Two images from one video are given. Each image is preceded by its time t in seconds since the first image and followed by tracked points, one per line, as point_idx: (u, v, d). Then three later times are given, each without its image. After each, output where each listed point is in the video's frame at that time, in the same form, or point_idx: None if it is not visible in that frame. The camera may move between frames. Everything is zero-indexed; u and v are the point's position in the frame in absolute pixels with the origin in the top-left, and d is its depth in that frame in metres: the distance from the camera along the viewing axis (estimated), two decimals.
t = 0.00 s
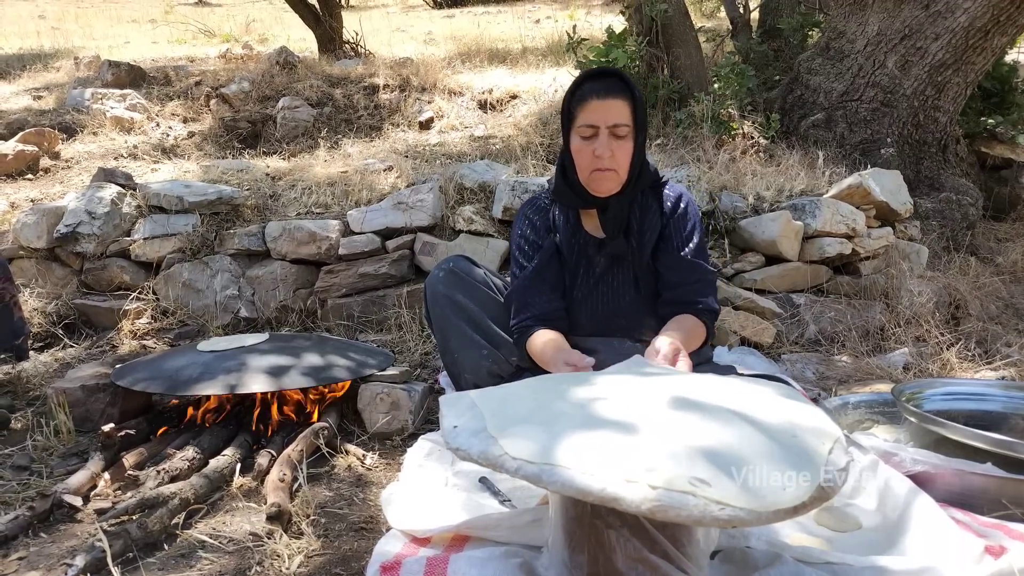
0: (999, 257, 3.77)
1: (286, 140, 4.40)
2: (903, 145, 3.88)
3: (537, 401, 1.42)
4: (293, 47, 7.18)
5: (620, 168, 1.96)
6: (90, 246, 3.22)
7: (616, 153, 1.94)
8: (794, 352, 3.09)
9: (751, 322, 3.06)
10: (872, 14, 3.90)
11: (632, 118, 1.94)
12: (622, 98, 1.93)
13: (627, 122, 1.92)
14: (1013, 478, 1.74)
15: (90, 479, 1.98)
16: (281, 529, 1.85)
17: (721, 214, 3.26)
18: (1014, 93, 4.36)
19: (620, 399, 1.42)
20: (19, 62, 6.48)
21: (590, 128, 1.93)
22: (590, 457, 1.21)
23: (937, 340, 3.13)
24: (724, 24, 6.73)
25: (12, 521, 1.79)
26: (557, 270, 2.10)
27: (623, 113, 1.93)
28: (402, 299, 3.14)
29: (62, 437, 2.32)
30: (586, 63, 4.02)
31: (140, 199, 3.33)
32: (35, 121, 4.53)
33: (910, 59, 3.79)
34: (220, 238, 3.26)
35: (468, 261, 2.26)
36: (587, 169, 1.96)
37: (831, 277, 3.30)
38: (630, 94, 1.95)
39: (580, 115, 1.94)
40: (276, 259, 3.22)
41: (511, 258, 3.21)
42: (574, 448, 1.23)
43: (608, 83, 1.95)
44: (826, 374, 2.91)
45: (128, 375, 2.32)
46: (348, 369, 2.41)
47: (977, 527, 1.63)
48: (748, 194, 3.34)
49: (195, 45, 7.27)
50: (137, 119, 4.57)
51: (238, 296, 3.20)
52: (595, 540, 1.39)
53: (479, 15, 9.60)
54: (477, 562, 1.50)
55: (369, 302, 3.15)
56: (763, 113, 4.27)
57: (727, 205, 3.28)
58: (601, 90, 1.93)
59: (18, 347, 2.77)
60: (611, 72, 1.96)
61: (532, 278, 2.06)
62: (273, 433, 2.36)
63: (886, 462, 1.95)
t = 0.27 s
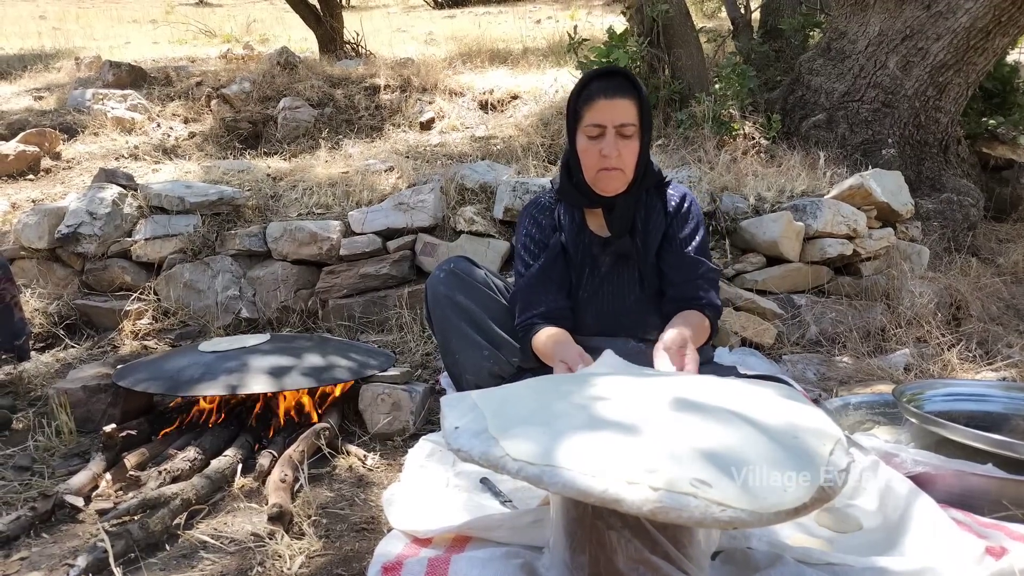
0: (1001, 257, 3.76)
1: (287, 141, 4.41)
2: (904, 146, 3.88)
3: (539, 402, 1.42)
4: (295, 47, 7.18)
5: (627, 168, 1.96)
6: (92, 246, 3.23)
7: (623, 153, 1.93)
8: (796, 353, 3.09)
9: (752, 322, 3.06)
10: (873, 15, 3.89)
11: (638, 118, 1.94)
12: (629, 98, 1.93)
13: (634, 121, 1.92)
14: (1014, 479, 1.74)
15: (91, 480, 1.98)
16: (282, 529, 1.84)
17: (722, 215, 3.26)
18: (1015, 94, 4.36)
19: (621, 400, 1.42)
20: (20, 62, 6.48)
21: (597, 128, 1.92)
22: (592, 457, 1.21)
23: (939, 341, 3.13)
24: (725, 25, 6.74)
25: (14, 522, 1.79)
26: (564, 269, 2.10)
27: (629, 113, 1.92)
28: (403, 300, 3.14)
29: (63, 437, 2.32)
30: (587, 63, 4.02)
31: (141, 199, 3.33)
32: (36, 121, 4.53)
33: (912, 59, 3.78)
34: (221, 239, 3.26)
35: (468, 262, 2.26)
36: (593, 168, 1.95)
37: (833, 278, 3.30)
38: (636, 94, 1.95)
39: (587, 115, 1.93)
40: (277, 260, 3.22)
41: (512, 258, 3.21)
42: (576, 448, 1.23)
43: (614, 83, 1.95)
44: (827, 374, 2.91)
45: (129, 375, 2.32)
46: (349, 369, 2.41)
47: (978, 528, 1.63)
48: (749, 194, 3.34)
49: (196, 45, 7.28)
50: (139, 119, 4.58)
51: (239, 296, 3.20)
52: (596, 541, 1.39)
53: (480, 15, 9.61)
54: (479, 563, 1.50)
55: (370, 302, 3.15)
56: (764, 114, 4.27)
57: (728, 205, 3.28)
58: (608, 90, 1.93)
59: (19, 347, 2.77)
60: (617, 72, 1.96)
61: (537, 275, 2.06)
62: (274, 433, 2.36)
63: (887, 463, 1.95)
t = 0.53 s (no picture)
0: (1002, 257, 3.76)
1: (288, 141, 4.41)
2: (905, 146, 3.88)
3: (539, 402, 1.42)
4: (295, 48, 7.18)
5: (625, 169, 1.96)
6: (93, 247, 3.23)
7: (620, 154, 1.93)
8: (797, 353, 3.09)
9: (753, 323, 3.06)
10: (874, 15, 3.89)
11: (636, 119, 1.94)
12: (626, 99, 1.93)
13: (631, 123, 1.92)
14: (1016, 479, 1.73)
15: (93, 480, 1.98)
16: (284, 530, 1.85)
17: (723, 216, 3.26)
18: (1016, 94, 4.36)
19: (623, 400, 1.42)
20: (21, 63, 6.49)
21: (594, 129, 1.92)
22: (594, 457, 1.21)
23: (940, 341, 3.12)
24: (726, 25, 6.74)
25: (16, 522, 1.79)
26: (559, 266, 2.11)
27: (627, 114, 1.92)
28: (404, 300, 3.14)
29: (65, 437, 2.33)
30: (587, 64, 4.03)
31: (142, 200, 3.33)
32: (38, 122, 4.53)
33: (913, 59, 3.78)
34: (222, 239, 3.26)
35: (467, 265, 2.26)
36: (591, 169, 1.95)
37: (834, 278, 3.30)
38: (634, 95, 1.95)
39: (584, 116, 1.94)
40: (279, 260, 3.22)
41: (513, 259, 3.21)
42: (578, 448, 1.23)
43: (612, 84, 1.95)
44: (828, 375, 2.90)
45: (131, 376, 2.32)
46: (350, 370, 2.41)
47: (981, 528, 1.63)
48: (750, 195, 3.34)
49: (197, 46, 7.28)
50: (140, 120, 4.58)
51: (240, 297, 3.20)
52: (598, 541, 1.39)
53: (481, 15, 9.61)
54: (481, 563, 1.50)
55: (371, 303, 3.15)
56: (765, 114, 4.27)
57: (729, 206, 3.28)
58: (605, 91, 1.93)
59: (21, 348, 2.77)
60: (615, 73, 1.96)
61: (535, 273, 2.08)
62: (276, 434, 2.36)
63: (889, 463, 1.94)
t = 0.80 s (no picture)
0: (1003, 258, 3.76)
1: (289, 141, 4.41)
2: (906, 146, 3.87)
3: (539, 403, 1.42)
4: (296, 48, 7.18)
5: (620, 169, 1.94)
6: (94, 247, 3.23)
7: (613, 154, 1.92)
8: (798, 354, 3.08)
9: (754, 323, 3.05)
10: (875, 15, 3.89)
11: (629, 118, 1.91)
12: (619, 99, 1.90)
13: (623, 123, 1.90)
14: (1017, 480, 1.73)
15: (93, 480, 1.98)
16: (284, 530, 1.84)
17: (724, 216, 3.26)
18: (1017, 94, 4.36)
19: (623, 401, 1.42)
20: (22, 63, 6.50)
21: (585, 130, 1.92)
22: (594, 457, 1.21)
23: (941, 341, 3.12)
24: (727, 25, 6.74)
25: (17, 522, 1.79)
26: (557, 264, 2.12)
27: (619, 113, 1.90)
28: (404, 301, 3.14)
29: (66, 437, 2.32)
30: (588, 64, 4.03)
31: (143, 200, 3.33)
32: (39, 122, 4.54)
33: (914, 59, 3.78)
34: (223, 239, 3.26)
35: (465, 267, 2.26)
36: (585, 170, 1.95)
37: (835, 278, 3.29)
38: (626, 94, 1.92)
39: (576, 117, 1.93)
40: (279, 260, 3.22)
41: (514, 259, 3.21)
42: (579, 448, 1.23)
43: (602, 83, 1.93)
44: (829, 375, 2.90)
45: (131, 376, 2.32)
46: (350, 370, 2.41)
47: (982, 529, 1.63)
48: (751, 195, 3.34)
49: (198, 47, 7.29)
50: (140, 120, 4.58)
51: (241, 297, 3.20)
52: (598, 542, 1.39)
53: (482, 15, 9.61)
54: (481, 563, 1.50)
55: (372, 303, 3.15)
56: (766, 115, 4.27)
57: (729, 206, 3.28)
58: (596, 91, 1.92)
59: (22, 348, 2.77)
60: (608, 72, 1.94)
61: (535, 272, 2.10)
62: (276, 434, 2.36)
63: (890, 464, 1.94)
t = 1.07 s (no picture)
0: (1004, 258, 3.75)
1: (289, 142, 4.41)
2: (906, 146, 3.87)
3: (539, 403, 1.42)
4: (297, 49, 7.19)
5: (592, 172, 1.93)
6: (94, 247, 3.23)
7: (580, 158, 1.91)
8: (798, 354, 3.08)
9: (754, 323, 3.05)
10: (876, 15, 3.89)
11: (595, 122, 1.87)
12: (584, 102, 1.87)
13: (587, 127, 1.87)
14: (1018, 480, 1.73)
15: (94, 481, 1.98)
16: (284, 530, 1.85)
17: (724, 216, 3.26)
18: (1018, 94, 4.37)
19: (623, 401, 1.41)
20: (23, 64, 6.50)
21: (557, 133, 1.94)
22: (594, 458, 1.21)
23: (942, 342, 3.12)
24: (729, 25, 6.74)
25: (17, 522, 1.79)
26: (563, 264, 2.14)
27: (584, 117, 1.87)
28: (405, 301, 3.14)
29: (66, 437, 2.33)
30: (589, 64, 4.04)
31: (144, 201, 3.33)
32: (39, 123, 4.54)
33: (914, 59, 3.78)
34: (223, 240, 3.26)
35: (465, 267, 2.25)
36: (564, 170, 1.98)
37: (835, 278, 3.29)
38: (595, 96, 1.87)
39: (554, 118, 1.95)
40: (280, 261, 3.23)
41: (514, 259, 3.21)
42: (579, 449, 1.23)
43: (576, 85, 1.90)
44: (829, 375, 2.90)
45: (132, 376, 2.32)
46: (350, 370, 2.41)
47: (982, 529, 1.62)
48: (751, 195, 3.34)
49: (199, 47, 7.30)
50: (141, 121, 4.59)
51: (241, 297, 3.20)
52: (597, 542, 1.39)
53: (482, 15, 9.62)
54: (481, 564, 1.50)
55: (372, 303, 3.15)
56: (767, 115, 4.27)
57: (730, 206, 3.28)
58: (568, 94, 1.91)
59: (23, 348, 2.77)
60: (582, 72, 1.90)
61: (538, 264, 2.11)
62: (277, 434, 2.36)
63: (890, 464, 1.94)
